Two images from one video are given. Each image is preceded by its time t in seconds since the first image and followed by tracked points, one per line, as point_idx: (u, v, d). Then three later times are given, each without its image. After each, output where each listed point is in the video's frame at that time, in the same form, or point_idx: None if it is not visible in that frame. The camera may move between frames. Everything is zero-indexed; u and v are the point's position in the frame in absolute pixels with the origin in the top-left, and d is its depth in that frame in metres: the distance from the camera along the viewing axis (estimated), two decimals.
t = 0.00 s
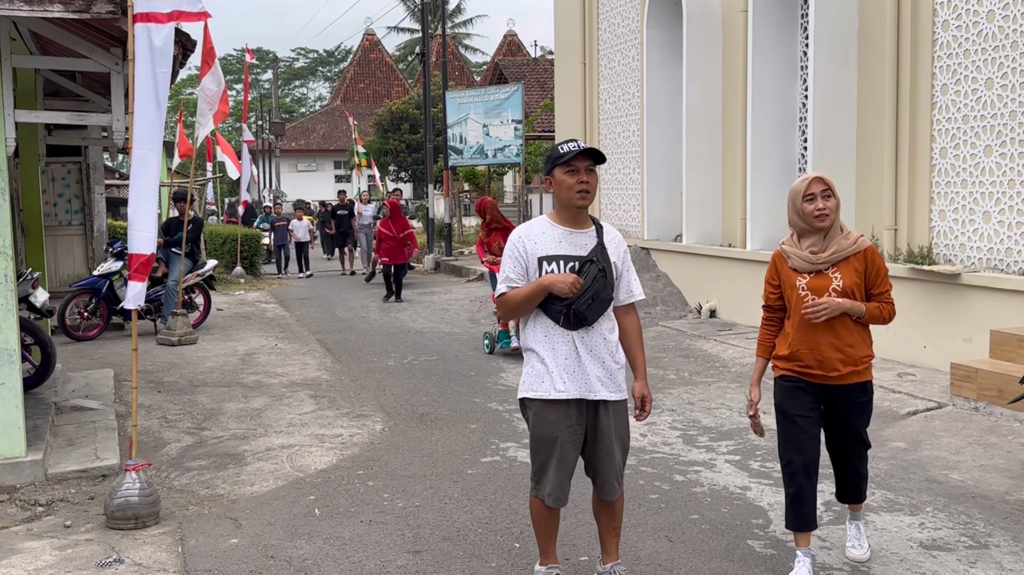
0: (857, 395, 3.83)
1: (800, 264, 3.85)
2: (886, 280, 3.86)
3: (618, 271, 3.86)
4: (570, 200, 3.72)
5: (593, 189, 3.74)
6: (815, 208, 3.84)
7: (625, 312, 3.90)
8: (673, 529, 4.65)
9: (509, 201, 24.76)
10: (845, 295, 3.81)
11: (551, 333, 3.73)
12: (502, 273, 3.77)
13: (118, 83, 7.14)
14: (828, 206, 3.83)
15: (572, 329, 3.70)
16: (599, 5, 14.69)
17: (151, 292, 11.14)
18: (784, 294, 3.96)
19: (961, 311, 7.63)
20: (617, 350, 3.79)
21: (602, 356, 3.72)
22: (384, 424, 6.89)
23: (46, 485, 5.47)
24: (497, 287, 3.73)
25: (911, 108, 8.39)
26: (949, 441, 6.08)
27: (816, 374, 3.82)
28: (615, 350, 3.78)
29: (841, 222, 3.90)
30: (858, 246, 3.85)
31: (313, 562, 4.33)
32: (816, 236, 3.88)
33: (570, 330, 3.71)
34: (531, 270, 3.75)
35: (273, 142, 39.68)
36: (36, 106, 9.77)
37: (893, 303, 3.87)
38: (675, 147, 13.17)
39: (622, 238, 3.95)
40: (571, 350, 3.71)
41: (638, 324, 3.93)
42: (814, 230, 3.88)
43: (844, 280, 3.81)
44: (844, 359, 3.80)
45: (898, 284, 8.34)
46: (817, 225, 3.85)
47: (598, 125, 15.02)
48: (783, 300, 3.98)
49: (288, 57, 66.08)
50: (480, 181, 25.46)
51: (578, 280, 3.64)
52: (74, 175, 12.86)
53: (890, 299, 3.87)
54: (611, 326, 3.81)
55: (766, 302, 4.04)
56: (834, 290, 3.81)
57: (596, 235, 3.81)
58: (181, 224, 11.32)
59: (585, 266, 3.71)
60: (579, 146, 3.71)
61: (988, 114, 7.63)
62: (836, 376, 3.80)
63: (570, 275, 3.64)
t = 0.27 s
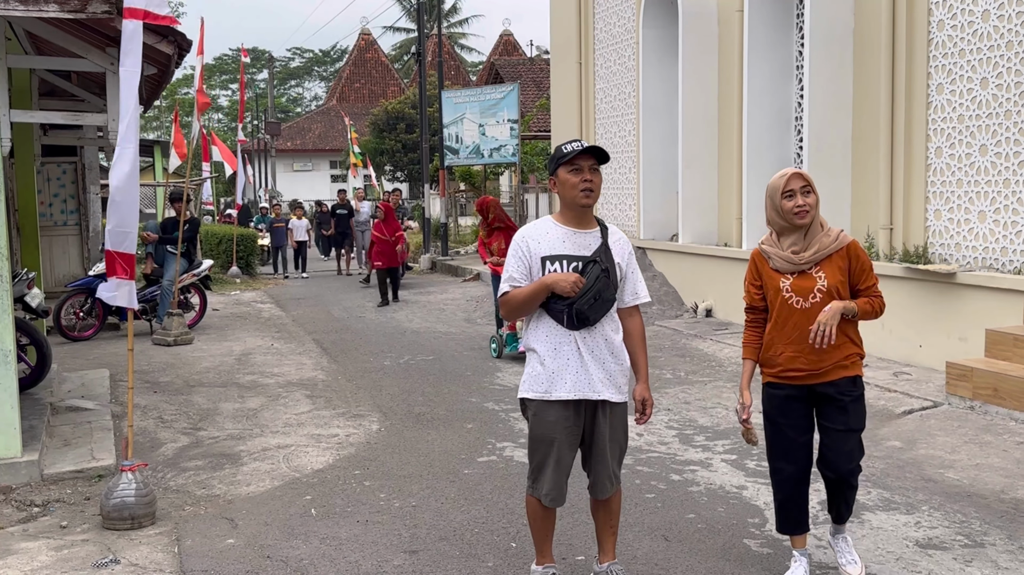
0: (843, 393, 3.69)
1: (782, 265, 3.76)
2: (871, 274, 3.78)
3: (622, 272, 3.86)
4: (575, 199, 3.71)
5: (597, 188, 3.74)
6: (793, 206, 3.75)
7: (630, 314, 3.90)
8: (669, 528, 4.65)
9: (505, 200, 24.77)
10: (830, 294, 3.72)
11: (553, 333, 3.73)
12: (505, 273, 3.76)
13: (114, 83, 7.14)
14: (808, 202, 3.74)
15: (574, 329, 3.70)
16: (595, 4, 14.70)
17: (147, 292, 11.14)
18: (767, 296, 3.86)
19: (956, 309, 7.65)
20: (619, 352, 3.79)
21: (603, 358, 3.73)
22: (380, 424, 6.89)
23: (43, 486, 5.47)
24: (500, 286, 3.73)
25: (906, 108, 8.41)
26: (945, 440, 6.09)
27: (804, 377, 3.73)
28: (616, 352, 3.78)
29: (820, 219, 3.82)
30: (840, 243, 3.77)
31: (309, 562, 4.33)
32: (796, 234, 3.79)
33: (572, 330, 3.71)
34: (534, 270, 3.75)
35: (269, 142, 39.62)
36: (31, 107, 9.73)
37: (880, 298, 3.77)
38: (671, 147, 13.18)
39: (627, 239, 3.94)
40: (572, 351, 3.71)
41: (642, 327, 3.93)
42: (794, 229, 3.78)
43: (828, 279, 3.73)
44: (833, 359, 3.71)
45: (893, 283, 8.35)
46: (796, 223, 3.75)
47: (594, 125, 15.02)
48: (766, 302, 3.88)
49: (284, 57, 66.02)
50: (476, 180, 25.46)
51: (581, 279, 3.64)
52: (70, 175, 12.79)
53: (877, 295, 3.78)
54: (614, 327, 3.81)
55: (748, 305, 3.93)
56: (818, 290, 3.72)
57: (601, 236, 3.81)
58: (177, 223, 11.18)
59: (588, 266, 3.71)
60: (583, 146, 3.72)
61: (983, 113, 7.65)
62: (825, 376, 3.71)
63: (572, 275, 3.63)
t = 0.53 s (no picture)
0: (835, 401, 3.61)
1: (779, 270, 3.68)
2: (869, 280, 3.70)
3: (621, 272, 3.86)
4: (573, 200, 3.71)
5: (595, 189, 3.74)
6: (790, 210, 3.66)
7: (629, 314, 3.89)
8: (666, 528, 4.66)
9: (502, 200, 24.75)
10: (827, 300, 3.64)
11: (551, 333, 3.73)
12: (503, 273, 3.77)
13: (110, 83, 7.13)
14: (806, 206, 3.66)
15: (572, 329, 3.70)
16: (591, 4, 14.70)
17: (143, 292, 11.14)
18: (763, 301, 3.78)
19: (953, 308, 7.66)
20: (617, 351, 3.79)
21: (601, 357, 3.73)
22: (377, 424, 6.88)
23: (39, 487, 5.46)
24: (498, 287, 3.73)
25: (903, 107, 8.42)
26: (941, 439, 6.10)
27: (799, 384, 3.66)
28: (614, 351, 3.78)
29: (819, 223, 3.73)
30: (839, 247, 3.68)
31: (306, 563, 4.33)
32: (794, 238, 3.70)
33: (571, 330, 3.71)
34: (532, 270, 3.75)
35: (265, 142, 39.58)
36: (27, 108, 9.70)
37: (878, 304, 3.69)
38: (667, 146, 13.19)
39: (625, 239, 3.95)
40: (570, 351, 3.71)
41: (640, 326, 3.93)
42: (792, 232, 3.69)
43: (826, 284, 3.64)
44: (829, 366, 3.62)
45: (889, 282, 8.36)
46: (795, 227, 3.66)
47: (591, 124, 15.03)
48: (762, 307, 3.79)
49: (280, 56, 65.94)
50: (473, 180, 25.45)
51: (578, 279, 3.63)
52: (66, 175, 12.80)
53: (876, 301, 3.69)
54: (613, 326, 3.81)
55: (743, 309, 3.84)
56: (815, 296, 3.64)
57: (599, 235, 3.80)
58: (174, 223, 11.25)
59: (586, 266, 3.71)
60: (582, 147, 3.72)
61: (980, 113, 7.66)
62: (821, 383, 3.63)
63: (570, 275, 3.63)
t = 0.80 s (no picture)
0: (841, 410, 3.52)
1: (785, 267, 3.61)
2: (881, 282, 3.60)
3: (618, 272, 3.86)
4: (570, 200, 3.72)
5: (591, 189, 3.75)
6: (801, 207, 3.60)
7: (626, 313, 3.89)
8: (663, 528, 4.66)
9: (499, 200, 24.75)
10: (835, 301, 3.55)
11: (549, 332, 3.73)
12: (501, 273, 3.77)
13: (106, 84, 7.13)
14: (817, 203, 3.58)
15: (570, 328, 3.70)
16: (588, 4, 14.71)
17: (140, 292, 11.13)
18: (771, 300, 3.72)
19: (949, 308, 7.67)
20: (615, 351, 3.79)
21: (599, 357, 3.73)
22: (374, 424, 6.88)
23: (36, 487, 5.45)
24: (495, 286, 3.73)
25: (899, 106, 8.43)
26: (938, 439, 6.11)
27: (801, 385, 3.59)
28: (612, 351, 3.78)
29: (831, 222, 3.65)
30: (850, 247, 3.59)
31: (303, 563, 4.33)
32: (804, 236, 3.63)
33: (569, 329, 3.71)
34: (530, 270, 3.75)
35: (262, 142, 39.56)
36: (23, 108, 9.71)
37: (890, 308, 3.58)
38: (664, 146, 13.19)
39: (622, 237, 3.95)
40: (569, 351, 3.71)
41: (637, 325, 3.93)
42: (802, 230, 3.63)
43: (833, 284, 3.56)
44: (833, 368, 3.54)
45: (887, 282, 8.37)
46: (804, 224, 3.60)
47: (588, 124, 15.03)
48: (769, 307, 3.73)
49: (277, 56, 65.89)
50: (470, 180, 25.46)
51: (576, 278, 3.64)
52: (62, 175, 12.90)
53: (888, 304, 3.59)
54: (610, 325, 3.81)
55: (752, 308, 3.79)
56: (822, 295, 3.56)
57: (596, 234, 3.81)
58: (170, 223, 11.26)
59: (583, 266, 3.72)
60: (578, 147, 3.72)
61: (976, 112, 7.67)
62: (824, 386, 3.55)
63: (568, 275, 3.64)
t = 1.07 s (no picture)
0: (850, 417, 3.42)
1: (795, 268, 3.48)
2: (894, 284, 3.47)
3: (615, 271, 3.87)
4: (567, 200, 3.72)
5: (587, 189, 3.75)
6: (812, 206, 3.47)
7: (623, 312, 3.90)
8: (661, 528, 4.66)
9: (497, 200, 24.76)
10: (846, 303, 3.42)
11: (547, 332, 3.73)
12: (498, 274, 3.77)
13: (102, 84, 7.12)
14: (828, 202, 3.46)
15: (568, 328, 3.70)
16: (585, 4, 14.72)
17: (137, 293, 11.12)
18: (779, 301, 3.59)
19: (946, 307, 7.68)
20: (613, 350, 3.80)
21: (597, 357, 3.73)
22: (372, 424, 6.89)
23: (33, 488, 5.45)
24: (493, 287, 3.73)
25: (897, 106, 8.44)
26: (935, 438, 6.12)
27: (810, 391, 3.47)
28: (610, 350, 3.78)
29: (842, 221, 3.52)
30: (862, 248, 3.46)
31: (301, 563, 4.33)
32: (815, 236, 3.50)
33: (566, 329, 3.71)
34: (527, 271, 3.75)
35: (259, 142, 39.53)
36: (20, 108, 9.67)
37: (904, 310, 3.46)
38: (661, 145, 13.20)
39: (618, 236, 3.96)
40: (566, 350, 3.71)
41: (634, 324, 3.94)
42: (813, 230, 3.50)
43: (845, 285, 3.43)
44: (845, 373, 3.42)
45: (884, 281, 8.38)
46: (815, 224, 3.47)
47: (586, 123, 15.05)
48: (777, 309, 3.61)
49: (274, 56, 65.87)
50: (468, 179, 25.47)
51: (573, 278, 3.64)
52: (60, 175, 12.82)
53: (902, 307, 3.47)
54: (607, 325, 3.82)
55: (759, 309, 3.66)
56: (833, 297, 3.43)
57: (592, 234, 3.81)
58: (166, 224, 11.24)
59: (580, 266, 3.72)
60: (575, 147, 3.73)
61: (973, 112, 7.68)
62: (835, 391, 3.43)
63: (565, 275, 3.64)
